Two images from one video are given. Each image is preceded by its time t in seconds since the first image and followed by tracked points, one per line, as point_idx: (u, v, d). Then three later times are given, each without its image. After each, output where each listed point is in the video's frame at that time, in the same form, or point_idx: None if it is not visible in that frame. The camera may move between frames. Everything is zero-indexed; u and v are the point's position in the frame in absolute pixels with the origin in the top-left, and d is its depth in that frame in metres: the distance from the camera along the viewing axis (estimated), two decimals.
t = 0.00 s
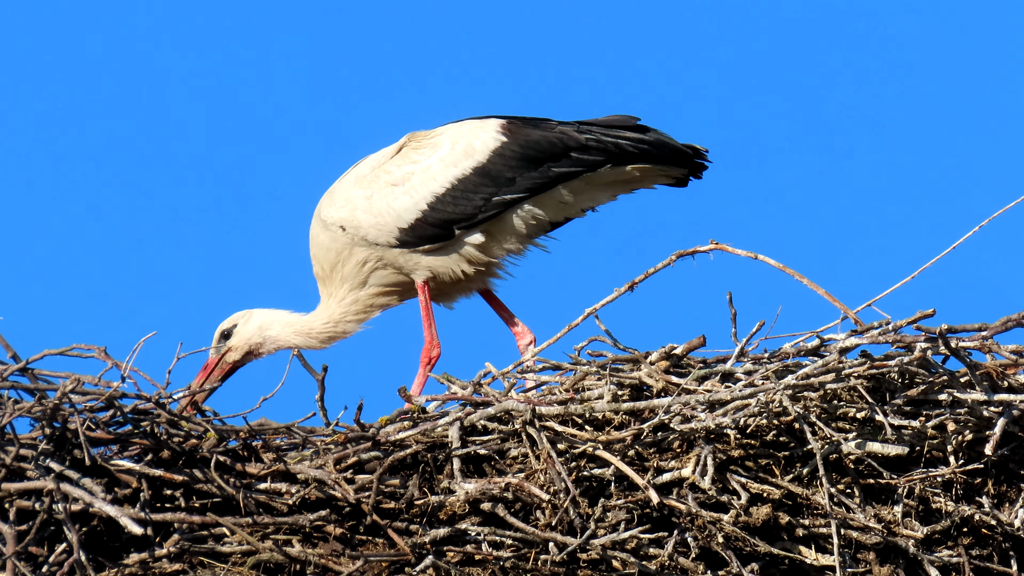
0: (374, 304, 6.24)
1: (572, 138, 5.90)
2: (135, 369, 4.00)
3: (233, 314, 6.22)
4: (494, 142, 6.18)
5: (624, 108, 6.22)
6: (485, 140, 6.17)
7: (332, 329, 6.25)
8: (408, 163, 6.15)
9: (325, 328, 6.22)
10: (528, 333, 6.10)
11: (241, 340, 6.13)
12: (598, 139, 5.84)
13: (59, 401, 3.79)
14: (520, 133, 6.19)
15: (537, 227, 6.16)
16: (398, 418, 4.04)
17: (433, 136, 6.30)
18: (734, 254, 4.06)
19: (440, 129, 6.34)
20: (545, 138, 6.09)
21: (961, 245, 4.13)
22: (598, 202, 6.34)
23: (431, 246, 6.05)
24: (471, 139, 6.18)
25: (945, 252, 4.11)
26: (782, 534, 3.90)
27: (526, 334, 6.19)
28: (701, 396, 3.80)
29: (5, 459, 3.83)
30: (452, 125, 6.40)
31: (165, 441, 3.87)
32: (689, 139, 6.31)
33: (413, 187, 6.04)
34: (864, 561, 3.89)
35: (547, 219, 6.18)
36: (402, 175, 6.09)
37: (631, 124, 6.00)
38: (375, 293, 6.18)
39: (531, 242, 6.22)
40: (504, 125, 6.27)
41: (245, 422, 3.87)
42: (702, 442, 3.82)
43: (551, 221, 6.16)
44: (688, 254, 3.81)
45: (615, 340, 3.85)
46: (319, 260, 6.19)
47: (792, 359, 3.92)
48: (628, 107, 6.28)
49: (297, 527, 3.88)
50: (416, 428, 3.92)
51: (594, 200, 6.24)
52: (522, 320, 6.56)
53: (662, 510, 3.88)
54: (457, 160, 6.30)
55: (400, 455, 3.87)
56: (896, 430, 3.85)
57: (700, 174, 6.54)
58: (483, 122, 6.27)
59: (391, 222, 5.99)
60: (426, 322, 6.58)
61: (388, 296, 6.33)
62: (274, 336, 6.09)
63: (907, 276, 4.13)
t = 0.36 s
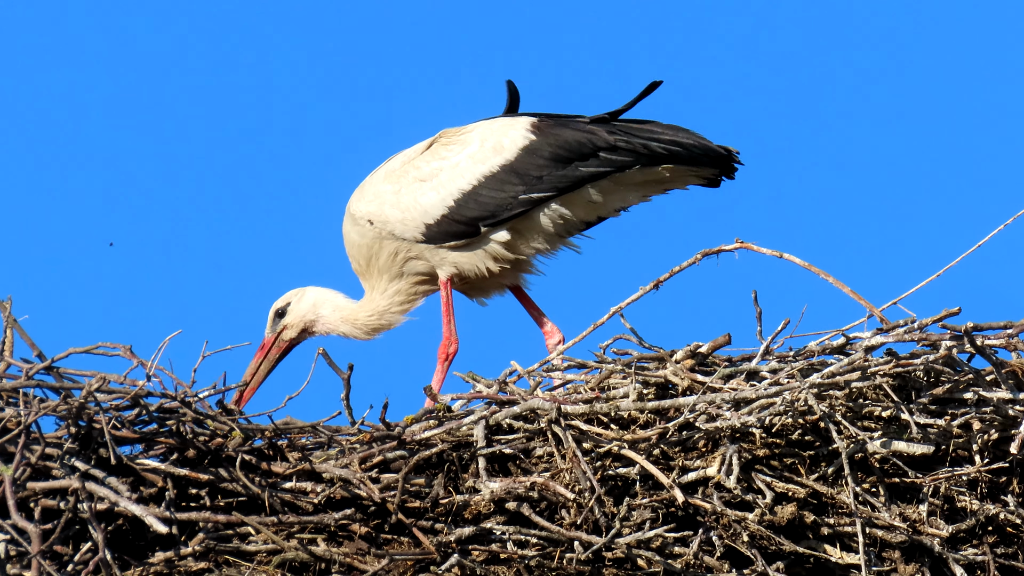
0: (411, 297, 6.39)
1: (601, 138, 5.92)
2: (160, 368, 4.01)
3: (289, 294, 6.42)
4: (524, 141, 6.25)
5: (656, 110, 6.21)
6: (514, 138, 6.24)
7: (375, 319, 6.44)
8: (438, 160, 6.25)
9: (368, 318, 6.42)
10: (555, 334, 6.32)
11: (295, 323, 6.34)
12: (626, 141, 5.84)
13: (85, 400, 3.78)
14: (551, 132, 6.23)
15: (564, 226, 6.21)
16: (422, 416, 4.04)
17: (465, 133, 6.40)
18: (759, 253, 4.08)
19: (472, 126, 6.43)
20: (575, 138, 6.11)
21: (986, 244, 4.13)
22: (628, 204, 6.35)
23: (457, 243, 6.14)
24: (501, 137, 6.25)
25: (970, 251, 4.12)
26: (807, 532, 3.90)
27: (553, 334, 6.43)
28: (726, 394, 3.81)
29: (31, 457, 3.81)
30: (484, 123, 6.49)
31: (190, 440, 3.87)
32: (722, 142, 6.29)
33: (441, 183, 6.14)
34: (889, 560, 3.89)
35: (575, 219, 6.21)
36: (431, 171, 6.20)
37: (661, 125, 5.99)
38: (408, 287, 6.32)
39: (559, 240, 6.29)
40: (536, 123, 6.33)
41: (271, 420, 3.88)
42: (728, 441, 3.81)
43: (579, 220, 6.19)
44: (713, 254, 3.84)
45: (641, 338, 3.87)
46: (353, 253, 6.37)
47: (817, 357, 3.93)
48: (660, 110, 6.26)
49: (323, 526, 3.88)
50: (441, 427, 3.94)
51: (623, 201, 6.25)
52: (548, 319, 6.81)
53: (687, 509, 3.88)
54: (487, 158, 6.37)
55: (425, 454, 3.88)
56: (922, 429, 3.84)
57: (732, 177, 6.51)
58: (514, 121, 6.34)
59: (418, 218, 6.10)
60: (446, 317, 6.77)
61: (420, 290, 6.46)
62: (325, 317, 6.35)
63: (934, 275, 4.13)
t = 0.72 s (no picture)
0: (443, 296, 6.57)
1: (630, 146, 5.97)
2: (181, 369, 4.01)
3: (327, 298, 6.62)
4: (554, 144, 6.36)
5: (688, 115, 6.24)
6: (545, 142, 6.33)
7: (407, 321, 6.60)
8: (470, 161, 6.38)
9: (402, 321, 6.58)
10: (585, 337, 6.45)
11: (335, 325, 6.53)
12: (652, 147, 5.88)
13: (106, 400, 3.78)
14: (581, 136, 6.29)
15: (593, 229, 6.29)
16: (444, 417, 4.05)
17: (499, 135, 6.53)
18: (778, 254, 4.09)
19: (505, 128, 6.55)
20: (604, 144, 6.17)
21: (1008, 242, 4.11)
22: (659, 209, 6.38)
23: (484, 244, 6.26)
24: (532, 140, 6.36)
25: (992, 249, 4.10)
26: (827, 533, 3.89)
27: (583, 336, 6.57)
28: (746, 394, 3.81)
29: (51, 458, 3.81)
30: (518, 125, 6.61)
31: (210, 441, 3.87)
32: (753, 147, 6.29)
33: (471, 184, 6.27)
34: (909, 560, 3.89)
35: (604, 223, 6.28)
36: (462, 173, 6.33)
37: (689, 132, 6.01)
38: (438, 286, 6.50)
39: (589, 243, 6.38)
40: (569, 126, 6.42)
41: (291, 421, 3.88)
42: (748, 441, 3.81)
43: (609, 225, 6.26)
44: (733, 254, 3.87)
45: (661, 339, 3.89)
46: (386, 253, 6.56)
47: (837, 357, 3.94)
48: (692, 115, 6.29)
49: (342, 526, 3.88)
50: (462, 427, 3.95)
51: (653, 206, 6.30)
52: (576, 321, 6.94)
53: (707, 509, 3.88)
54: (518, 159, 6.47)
55: (445, 454, 3.89)
56: (941, 429, 3.85)
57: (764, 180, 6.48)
58: (547, 124, 6.43)
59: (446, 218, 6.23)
60: (471, 321, 6.88)
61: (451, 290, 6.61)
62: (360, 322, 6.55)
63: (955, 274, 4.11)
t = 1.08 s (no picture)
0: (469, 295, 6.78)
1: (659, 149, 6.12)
2: (198, 367, 4.01)
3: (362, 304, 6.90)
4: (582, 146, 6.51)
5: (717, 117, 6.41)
6: (575, 143, 6.50)
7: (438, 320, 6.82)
8: (499, 161, 6.55)
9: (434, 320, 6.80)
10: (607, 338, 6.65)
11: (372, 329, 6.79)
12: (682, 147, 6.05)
13: (123, 399, 3.77)
14: (611, 138, 6.45)
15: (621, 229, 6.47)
16: (461, 415, 4.05)
17: (529, 136, 6.69)
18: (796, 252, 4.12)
19: (534, 129, 6.72)
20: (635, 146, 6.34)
21: None
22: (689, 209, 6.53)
23: (514, 244, 6.44)
24: (561, 142, 6.52)
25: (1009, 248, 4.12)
26: (845, 531, 3.90)
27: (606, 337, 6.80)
28: (764, 393, 3.80)
29: (69, 456, 3.81)
30: (547, 126, 6.76)
31: (229, 440, 3.87)
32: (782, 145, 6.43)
33: (501, 184, 6.45)
34: (928, 558, 3.89)
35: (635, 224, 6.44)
36: (491, 173, 6.51)
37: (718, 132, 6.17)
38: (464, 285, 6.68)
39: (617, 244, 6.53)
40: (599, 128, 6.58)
41: (310, 420, 3.89)
42: (767, 439, 3.81)
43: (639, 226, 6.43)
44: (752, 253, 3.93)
45: (679, 336, 3.93)
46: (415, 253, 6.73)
47: (855, 356, 3.95)
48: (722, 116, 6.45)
49: (360, 524, 3.87)
50: (479, 425, 3.95)
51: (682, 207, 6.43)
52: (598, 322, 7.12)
53: (726, 507, 3.86)
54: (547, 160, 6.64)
55: (463, 452, 3.90)
56: (960, 427, 3.84)
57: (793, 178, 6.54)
58: (576, 125, 6.59)
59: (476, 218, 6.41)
60: (496, 323, 7.10)
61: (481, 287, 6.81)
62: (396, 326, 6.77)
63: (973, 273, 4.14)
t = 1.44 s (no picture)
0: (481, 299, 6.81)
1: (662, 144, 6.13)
2: (207, 368, 4.02)
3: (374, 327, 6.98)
4: (587, 144, 6.51)
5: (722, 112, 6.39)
6: (580, 142, 6.51)
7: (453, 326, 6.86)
8: (505, 162, 6.56)
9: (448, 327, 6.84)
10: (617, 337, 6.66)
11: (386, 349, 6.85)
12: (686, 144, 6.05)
13: (133, 400, 3.77)
14: (615, 135, 6.46)
15: (627, 227, 6.48)
16: (471, 416, 4.08)
17: (534, 135, 6.70)
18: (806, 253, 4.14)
19: (539, 129, 6.73)
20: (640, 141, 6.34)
21: None
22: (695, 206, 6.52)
23: (520, 244, 6.46)
24: (566, 141, 6.53)
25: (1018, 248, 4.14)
26: (854, 531, 3.90)
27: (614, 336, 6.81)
28: (773, 393, 3.81)
29: (79, 457, 3.81)
30: (553, 125, 6.77)
31: (238, 441, 3.87)
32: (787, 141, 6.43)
33: (507, 185, 6.46)
34: (936, 559, 3.89)
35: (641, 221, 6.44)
36: (497, 173, 6.52)
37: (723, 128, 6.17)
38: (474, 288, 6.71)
39: (625, 240, 6.54)
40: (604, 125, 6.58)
41: (319, 420, 3.90)
42: (776, 440, 3.81)
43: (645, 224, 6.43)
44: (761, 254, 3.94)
45: (687, 338, 3.95)
46: (425, 256, 6.77)
47: (864, 357, 3.96)
48: (727, 111, 6.44)
49: (369, 525, 3.87)
50: (488, 426, 3.97)
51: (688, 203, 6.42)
52: (608, 321, 7.12)
53: (735, 508, 3.86)
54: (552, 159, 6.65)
55: (473, 453, 3.90)
56: (969, 428, 3.85)
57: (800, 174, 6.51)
58: (581, 124, 6.60)
59: (483, 219, 6.43)
60: (505, 323, 7.12)
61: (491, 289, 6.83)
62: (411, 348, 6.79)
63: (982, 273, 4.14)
